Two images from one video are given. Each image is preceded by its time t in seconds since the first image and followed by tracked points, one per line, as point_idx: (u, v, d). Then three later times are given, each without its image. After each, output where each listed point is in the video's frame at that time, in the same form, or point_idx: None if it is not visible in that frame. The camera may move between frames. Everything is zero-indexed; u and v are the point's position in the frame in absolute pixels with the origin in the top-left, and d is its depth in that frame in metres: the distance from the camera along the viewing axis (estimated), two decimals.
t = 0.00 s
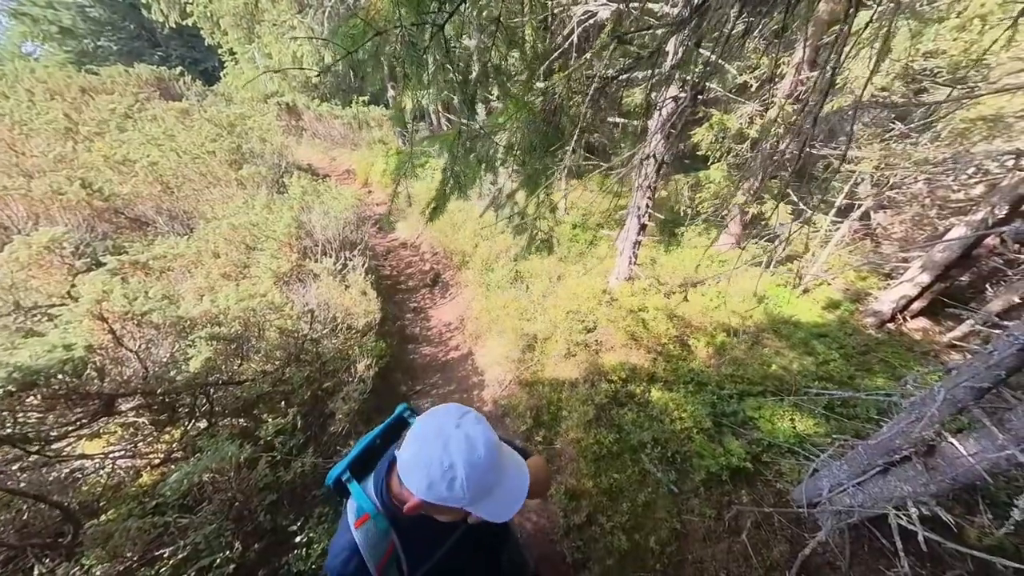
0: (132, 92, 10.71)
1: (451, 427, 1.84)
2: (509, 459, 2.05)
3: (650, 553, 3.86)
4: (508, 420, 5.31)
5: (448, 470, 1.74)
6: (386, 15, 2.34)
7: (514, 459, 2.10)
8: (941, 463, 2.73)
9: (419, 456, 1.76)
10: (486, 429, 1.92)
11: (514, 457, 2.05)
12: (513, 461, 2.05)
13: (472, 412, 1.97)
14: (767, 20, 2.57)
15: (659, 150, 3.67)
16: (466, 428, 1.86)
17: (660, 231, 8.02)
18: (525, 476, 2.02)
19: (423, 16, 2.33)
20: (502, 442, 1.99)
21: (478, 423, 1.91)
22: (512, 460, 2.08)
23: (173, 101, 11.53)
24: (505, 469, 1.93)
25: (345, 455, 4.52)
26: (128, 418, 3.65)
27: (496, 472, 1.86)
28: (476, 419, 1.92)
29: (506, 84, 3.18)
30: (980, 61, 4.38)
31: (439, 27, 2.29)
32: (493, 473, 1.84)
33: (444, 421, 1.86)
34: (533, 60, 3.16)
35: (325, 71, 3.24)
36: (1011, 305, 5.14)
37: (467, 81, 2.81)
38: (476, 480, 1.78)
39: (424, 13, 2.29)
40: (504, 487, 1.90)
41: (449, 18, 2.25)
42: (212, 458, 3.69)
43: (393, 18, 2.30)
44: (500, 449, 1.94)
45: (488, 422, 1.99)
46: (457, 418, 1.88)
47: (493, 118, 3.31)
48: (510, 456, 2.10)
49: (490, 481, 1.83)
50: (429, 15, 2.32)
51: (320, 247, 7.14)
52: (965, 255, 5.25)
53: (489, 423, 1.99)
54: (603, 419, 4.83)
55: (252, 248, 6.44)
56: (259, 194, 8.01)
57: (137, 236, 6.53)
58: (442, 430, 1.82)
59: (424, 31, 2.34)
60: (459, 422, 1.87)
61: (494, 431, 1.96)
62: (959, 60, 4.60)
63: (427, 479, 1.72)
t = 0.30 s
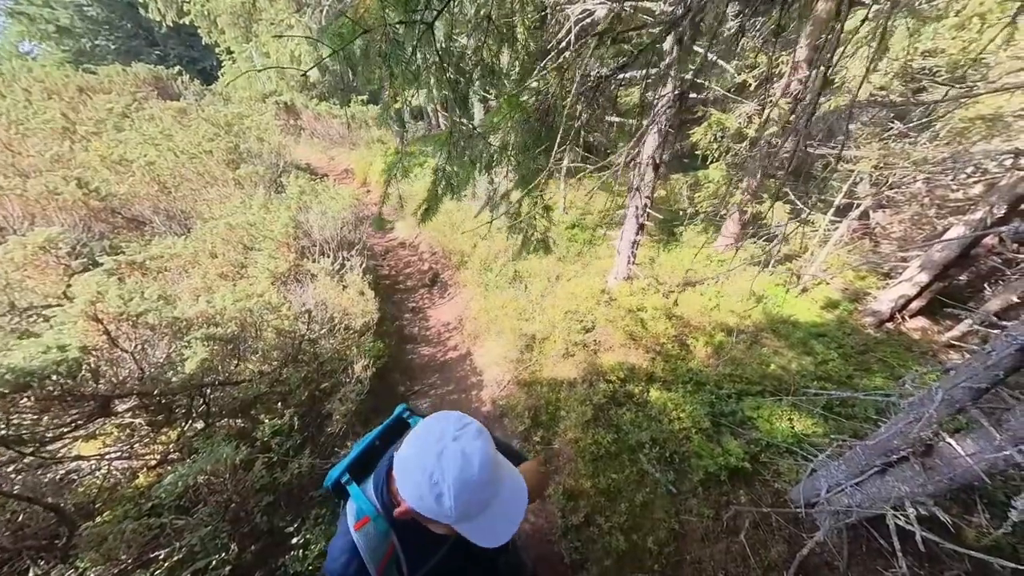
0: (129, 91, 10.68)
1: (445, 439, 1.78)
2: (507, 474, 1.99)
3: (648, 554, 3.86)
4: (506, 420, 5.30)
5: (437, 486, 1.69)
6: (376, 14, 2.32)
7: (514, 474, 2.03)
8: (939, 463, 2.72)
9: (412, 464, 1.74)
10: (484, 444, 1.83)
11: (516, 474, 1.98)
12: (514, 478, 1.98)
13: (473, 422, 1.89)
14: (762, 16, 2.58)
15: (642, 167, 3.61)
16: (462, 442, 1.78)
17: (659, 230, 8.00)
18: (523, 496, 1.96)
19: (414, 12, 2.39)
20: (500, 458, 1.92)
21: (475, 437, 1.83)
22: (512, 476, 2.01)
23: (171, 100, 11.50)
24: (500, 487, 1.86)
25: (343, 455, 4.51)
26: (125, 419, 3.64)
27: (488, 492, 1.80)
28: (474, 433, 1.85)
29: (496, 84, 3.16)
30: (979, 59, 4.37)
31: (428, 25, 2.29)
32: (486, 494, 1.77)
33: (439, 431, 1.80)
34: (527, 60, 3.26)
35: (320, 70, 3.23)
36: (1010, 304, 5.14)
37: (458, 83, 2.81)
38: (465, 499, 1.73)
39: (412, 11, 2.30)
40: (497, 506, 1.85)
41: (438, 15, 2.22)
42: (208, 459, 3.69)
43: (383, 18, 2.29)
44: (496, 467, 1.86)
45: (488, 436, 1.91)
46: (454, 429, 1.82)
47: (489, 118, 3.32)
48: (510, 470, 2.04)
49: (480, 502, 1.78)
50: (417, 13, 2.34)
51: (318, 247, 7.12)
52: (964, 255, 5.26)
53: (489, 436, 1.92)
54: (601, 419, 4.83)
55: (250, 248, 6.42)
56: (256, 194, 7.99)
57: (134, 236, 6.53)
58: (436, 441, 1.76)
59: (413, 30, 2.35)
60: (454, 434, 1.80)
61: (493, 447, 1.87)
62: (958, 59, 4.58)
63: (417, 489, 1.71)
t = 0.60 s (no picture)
0: (128, 90, 10.67)
1: (406, 459, 1.84)
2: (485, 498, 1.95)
3: (646, 550, 3.88)
4: (505, 418, 5.32)
5: (394, 506, 1.74)
6: (373, 13, 2.30)
7: (495, 499, 1.98)
8: (934, 459, 2.75)
9: (377, 482, 1.84)
10: (446, 467, 1.84)
11: (491, 502, 1.95)
12: (490, 506, 1.95)
13: (441, 443, 1.92)
14: (759, 16, 2.61)
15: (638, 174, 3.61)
16: (422, 462, 1.82)
17: (658, 229, 8.03)
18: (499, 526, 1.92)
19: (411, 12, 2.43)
20: (470, 482, 1.89)
21: (438, 458, 1.85)
22: (491, 502, 1.97)
23: (170, 99, 11.49)
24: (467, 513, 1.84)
25: (342, 453, 4.52)
26: (124, 418, 3.65)
27: (449, 517, 1.79)
28: (439, 453, 1.87)
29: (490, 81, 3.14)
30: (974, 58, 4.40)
31: (426, 25, 2.32)
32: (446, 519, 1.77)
33: (403, 451, 1.87)
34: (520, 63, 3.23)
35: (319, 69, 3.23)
36: (1006, 302, 5.16)
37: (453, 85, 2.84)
38: (422, 523, 1.75)
39: (410, 11, 2.32)
40: (462, 534, 1.84)
41: (434, 15, 2.27)
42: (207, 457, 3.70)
43: (381, 17, 2.28)
44: (462, 491, 1.85)
45: (457, 458, 1.91)
46: (417, 449, 1.87)
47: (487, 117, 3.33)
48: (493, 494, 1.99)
49: (441, 527, 1.78)
50: (414, 13, 2.36)
51: (317, 246, 7.12)
52: (960, 253, 5.29)
53: (459, 459, 1.91)
54: (600, 417, 4.85)
55: (249, 247, 6.43)
56: (255, 193, 8.00)
57: (133, 236, 6.53)
58: (397, 461, 1.83)
59: (411, 30, 2.37)
60: (416, 455, 1.84)
61: (459, 470, 1.86)
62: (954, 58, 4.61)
63: (379, 507, 1.79)
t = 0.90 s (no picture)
0: (126, 90, 10.64)
1: (402, 466, 1.82)
2: (480, 511, 1.93)
3: (646, 548, 3.89)
4: (506, 417, 5.34)
5: (388, 516, 1.74)
6: (377, 13, 2.34)
7: (491, 513, 1.95)
8: (933, 457, 2.78)
9: (373, 487, 1.84)
10: (442, 478, 1.81)
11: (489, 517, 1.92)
12: (487, 520, 1.92)
13: (439, 452, 1.89)
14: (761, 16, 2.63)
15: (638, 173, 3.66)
16: (417, 472, 1.80)
17: (658, 229, 8.03)
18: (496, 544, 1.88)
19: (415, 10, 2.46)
20: (466, 495, 1.86)
21: (434, 468, 1.82)
22: (487, 515, 1.94)
23: (169, 99, 11.46)
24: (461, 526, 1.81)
25: (343, 452, 4.53)
26: (125, 417, 3.65)
27: (443, 529, 1.77)
28: (436, 463, 1.84)
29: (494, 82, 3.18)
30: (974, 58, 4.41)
31: (428, 24, 2.33)
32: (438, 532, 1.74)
33: (400, 458, 1.86)
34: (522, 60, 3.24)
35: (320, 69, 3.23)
36: (1005, 301, 5.16)
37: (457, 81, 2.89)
38: (414, 535, 1.73)
39: (412, 11, 2.32)
40: (456, 548, 1.83)
41: (437, 15, 2.27)
42: (208, 457, 3.70)
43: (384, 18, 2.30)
44: (457, 503, 1.82)
45: (454, 469, 1.88)
46: (415, 457, 1.84)
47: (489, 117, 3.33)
48: (489, 508, 1.96)
49: (434, 540, 1.76)
50: (416, 13, 2.36)
51: (317, 246, 7.11)
52: (959, 252, 5.31)
53: (456, 470, 1.88)
54: (600, 416, 4.85)
55: (249, 247, 6.42)
56: (255, 193, 8.00)
57: (132, 236, 6.51)
58: (394, 468, 1.82)
59: (414, 30, 2.37)
60: (413, 463, 1.82)
61: (456, 482, 1.83)
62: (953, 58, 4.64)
63: (374, 513, 1.80)
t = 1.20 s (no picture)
0: (125, 89, 10.61)
1: (403, 469, 1.83)
2: (480, 517, 1.92)
3: (646, 548, 3.89)
4: (505, 417, 5.34)
5: (387, 518, 1.74)
6: (373, 12, 2.35)
7: (492, 518, 1.94)
8: (931, 457, 2.79)
9: (374, 489, 1.85)
10: (441, 482, 1.80)
11: (488, 523, 1.91)
12: (487, 526, 1.91)
13: (439, 455, 1.89)
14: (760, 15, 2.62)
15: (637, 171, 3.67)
16: (417, 475, 1.80)
17: (658, 228, 8.02)
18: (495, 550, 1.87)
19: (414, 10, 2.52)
20: (466, 500, 1.86)
21: (435, 472, 1.82)
22: (487, 521, 1.93)
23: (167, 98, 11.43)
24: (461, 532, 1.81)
25: (342, 452, 4.52)
26: (123, 418, 3.65)
27: (442, 533, 1.77)
28: (436, 467, 1.84)
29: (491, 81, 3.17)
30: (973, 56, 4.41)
31: (425, 24, 2.33)
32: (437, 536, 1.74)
33: (401, 460, 1.86)
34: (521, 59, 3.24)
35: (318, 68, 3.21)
36: (1004, 300, 5.16)
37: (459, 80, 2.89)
38: (413, 539, 1.73)
39: (408, 10, 2.33)
40: (455, 553, 1.82)
41: (434, 14, 2.26)
42: (206, 458, 3.70)
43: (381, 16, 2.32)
44: (456, 508, 1.82)
45: (454, 472, 1.87)
46: (415, 459, 1.85)
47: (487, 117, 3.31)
48: (490, 513, 1.95)
49: (433, 544, 1.76)
50: (412, 12, 2.36)
51: (316, 245, 7.10)
52: (958, 252, 5.31)
53: (456, 474, 1.87)
54: (599, 415, 4.85)
55: (247, 247, 6.40)
56: (254, 193, 7.99)
57: (131, 236, 6.48)
58: (394, 471, 1.82)
59: (410, 30, 2.37)
60: (413, 466, 1.83)
61: (456, 486, 1.83)
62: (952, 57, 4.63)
63: (374, 515, 1.80)
